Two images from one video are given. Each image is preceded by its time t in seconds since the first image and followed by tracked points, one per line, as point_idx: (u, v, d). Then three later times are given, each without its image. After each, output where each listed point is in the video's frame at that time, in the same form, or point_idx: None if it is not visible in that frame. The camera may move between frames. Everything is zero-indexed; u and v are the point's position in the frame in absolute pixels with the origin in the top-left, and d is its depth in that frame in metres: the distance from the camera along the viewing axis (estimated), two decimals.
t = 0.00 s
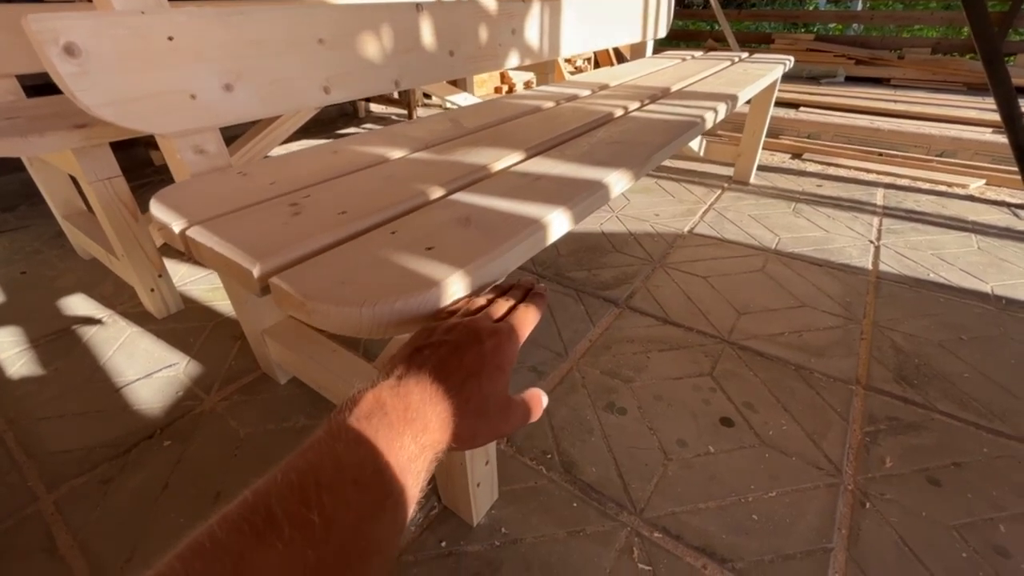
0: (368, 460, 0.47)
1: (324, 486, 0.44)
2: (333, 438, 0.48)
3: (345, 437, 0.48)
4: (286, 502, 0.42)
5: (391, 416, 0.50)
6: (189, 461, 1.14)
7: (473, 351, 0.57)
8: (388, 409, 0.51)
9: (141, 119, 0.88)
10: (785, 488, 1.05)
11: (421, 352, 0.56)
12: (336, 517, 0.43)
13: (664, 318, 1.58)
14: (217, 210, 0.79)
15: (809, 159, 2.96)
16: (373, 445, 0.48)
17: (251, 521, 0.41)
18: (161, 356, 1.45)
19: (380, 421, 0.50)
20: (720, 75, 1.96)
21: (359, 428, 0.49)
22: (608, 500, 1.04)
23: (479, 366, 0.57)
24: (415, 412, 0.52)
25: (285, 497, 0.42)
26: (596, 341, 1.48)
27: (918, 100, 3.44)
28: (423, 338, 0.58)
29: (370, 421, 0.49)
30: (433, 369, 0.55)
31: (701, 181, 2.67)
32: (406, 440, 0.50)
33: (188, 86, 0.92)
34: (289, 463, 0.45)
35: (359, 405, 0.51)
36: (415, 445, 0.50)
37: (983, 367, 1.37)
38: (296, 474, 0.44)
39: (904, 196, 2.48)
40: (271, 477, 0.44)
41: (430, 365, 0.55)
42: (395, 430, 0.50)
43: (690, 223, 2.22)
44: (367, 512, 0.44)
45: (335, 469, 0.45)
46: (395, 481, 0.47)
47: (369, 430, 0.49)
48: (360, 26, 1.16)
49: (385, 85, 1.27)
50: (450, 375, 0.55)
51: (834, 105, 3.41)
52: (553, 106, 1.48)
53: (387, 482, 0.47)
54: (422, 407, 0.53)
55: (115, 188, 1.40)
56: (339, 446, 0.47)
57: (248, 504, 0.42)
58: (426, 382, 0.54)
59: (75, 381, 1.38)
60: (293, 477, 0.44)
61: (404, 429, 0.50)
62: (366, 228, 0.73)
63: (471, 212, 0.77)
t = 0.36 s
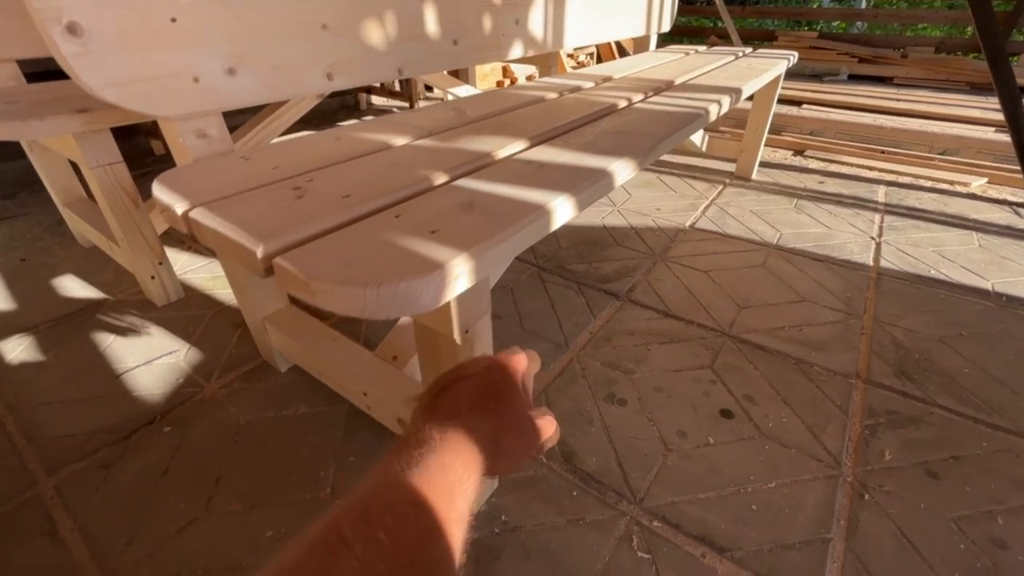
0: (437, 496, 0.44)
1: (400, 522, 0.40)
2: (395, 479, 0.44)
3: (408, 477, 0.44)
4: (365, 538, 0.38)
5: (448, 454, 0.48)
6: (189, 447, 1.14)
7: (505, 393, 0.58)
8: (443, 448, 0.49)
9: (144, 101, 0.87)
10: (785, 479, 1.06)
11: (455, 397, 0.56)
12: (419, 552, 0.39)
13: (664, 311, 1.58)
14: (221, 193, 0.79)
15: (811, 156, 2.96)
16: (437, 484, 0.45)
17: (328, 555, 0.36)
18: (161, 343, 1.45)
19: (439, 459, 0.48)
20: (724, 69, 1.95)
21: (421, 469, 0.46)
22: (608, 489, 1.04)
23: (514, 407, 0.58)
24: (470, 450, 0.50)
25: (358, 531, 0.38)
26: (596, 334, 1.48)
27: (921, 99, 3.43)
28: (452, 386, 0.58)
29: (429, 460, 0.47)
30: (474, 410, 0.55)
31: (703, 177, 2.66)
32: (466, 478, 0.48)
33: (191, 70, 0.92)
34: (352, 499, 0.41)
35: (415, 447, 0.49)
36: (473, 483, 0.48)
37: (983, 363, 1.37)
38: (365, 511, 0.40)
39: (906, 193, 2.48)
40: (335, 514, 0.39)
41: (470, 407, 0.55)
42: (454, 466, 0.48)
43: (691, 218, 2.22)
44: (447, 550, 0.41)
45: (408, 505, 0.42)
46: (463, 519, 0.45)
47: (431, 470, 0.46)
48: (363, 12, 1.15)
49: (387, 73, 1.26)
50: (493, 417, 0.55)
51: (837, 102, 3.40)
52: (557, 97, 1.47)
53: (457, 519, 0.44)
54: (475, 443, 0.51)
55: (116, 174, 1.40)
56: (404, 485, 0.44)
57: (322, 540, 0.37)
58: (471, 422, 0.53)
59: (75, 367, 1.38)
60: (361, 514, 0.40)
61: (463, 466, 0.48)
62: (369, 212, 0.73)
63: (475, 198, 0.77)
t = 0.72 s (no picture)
0: (422, 473, 0.49)
1: (393, 502, 0.44)
2: (382, 469, 0.47)
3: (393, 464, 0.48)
4: (367, 521, 0.41)
5: (422, 433, 0.54)
6: (191, 440, 1.14)
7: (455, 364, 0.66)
8: (417, 430, 0.54)
9: (149, 93, 0.87)
10: (786, 476, 1.06)
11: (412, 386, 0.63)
12: (416, 523, 0.44)
13: (666, 309, 1.58)
14: (224, 186, 0.79)
15: (812, 155, 2.96)
16: (419, 462, 0.50)
17: (340, 543, 0.39)
18: (162, 337, 1.45)
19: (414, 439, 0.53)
20: (728, 67, 1.95)
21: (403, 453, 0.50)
22: (609, 485, 1.04)
23: (460, 373, 0.65)
24: (437, 432, 0.55)
25: (356, 524, 0.41)
26: (598, 331, 1.48)
27: (923, 99, 3.43)
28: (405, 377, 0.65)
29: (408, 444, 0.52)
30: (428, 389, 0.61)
31: (705, 175, 2.66)
32: (441, 445, 0.54)
33: (196, 63, 0.92)
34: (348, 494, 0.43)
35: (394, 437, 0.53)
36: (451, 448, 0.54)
37: (983, 363, 1.38)
38: (360, 501, 0.43)
39: (908, 194, 2.48)
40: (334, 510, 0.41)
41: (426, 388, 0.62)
42: (429, 440, 0.53)
43: (693, 217, 2.21)
44: (440, 511, 0.46)
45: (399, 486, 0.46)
46: (449, 484, 0.50)
47: (411, 452, 0.51)
48: (368, 7, 1.15)
49: (391, 67, 1.25)
50: (448, 387, 0.62)
51: (839, 102, 3.40)
52: (560, 94, 1.47)
53: (444, 485, 0.50)
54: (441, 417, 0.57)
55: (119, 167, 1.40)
56: (392, 472, 0.47)
57: (330, 532, 0.39)
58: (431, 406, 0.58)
59: (76, 360, 1.38)
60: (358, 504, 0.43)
61: (436, 437, 0.54)
62: (374, 206, 0.73)
63: (479, 192, 0.77)
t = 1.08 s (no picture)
0: (436, 477, 0.50)
1: (407, 510, 0.46)
2: (397, 475, 0.50)
3: (408, 470, 0.50)
4: (383, 529, 0.44)
5: (437, 434, 0.55)
6: (187, 440, 1.14)
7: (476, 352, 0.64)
8: (433, 431, 0.55)
9: (144, 92, 0.87)
10: (784, 479, 1.06)
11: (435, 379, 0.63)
12: (430, 530, 0.46)
13: (665, 310, 1.57)
14: (220, 185, 0.78)
15: (812, 156, 2.96)
16: (433, 467, 0.51)
17: (356, 553, 0.41)
18: (159, 336, 1.45)
19: (430, 439, 0.54)
20: (728, 67, 1.94)
21: (418, 456, 0.52)
22: (606, 487, 1.04)
23: (483, 363, 0.63)
24: (454, 433, 0.55)
25: (374, 535, 0.43)
26: (596, 332, 1.47)
27: (924, 100, 3.42)
28: (428, 373, 0.65)
29: (425, 445, 0.53)
30: (446, 384, 0.61)
31: (705, 176, 2.66)
32: (455, 445, 0.54)
33: (192, 61, 0.91)
34: (365, 503, 0.46)
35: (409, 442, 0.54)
36: (467, 448, 0.55)
37: (983, 366, 1.37)
38: (376, 508, 0.46)
39: (908, 195, 2.47)
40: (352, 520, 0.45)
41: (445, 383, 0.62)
42: (443, 441, 0.54)
43: (693, 217, 2.21)
44: (455, 517, 0.48)
45: (412, 491, 0.48)
46: (463, 486, 0.51)
47: (426, 456, 0.52)
48: (366, 5, 1.14)
49: (389, 66, 1.25)
50: (467, 378, 0.61)
51: (839, 103, 3.39)
52: (559, 94, 1.46)
53: (459, 488, 0.51)
54: (458, 414, 0.57)
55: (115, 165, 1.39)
56: (406, 478, 0.49)
57: (346, 541, 0.42)
58: (449, 404, 0.58)
59: (72, 359, 1.37)
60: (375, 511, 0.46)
61: (451, 438, 0.55)
62: (370, 206, 0.72)
63: (476, 193, 0.76)
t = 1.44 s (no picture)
0: (432, 476, 0.51)
1: (404, 508, 0.47)
2: (394, 474, 0.51)
3: (404, 468, 0.51)
4: (380, 527, 0.45)
5: (433, 434, 0.56)
6: (190, 440, 1.15)
7: (472, 352, 0.65)
8: (429, 431, 0.56)
9: (148, 96, 0.88)
10: (781, 478, 1.07)
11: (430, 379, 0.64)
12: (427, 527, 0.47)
13: (663, 311, 1.58)
14: (223, 189, 0.79)
15: (811, 157, 2.97)
16: (430, 467, 0.52)
17: (355, 551, 0.42)
18: (161, 337, 1.46)
19: (426, 438, 0.55)
20: (726, 69, 1.95)
21: (414, 455, 0.53)
22: (605, 487, 1.05)
23: (478, 365, 0.64)
24: (449, 434, 0.56)
25: (372, 535, 0.44)
26: (595, 332, 1.49)
27: (923, 101, 3.43)
28: (423, 372, 0.66)
29: (421, 444, 0.54)
30: (442, 384, 0.62)
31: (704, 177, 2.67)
32: (451, 445, 0.55)
33: (195, 65, 0.92)
34: (362, 502, 0.47)
35: (405, 440, 0.55)
36: (462, 448, 0.56)
37: (978, 366, 1.38)
38: (372, 506, 0.47)
39: (906, 196, 2.48)
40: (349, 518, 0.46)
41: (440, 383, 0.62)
42: (439, 441, 0.55)
43: (692, 219, 2.22)
44: (451, 516, 0.49)
45: (409, 490, 0.49)
46: (458, 485, 0.53)
47: (422, 455, 0.53)
48: (367, 9, 1.15)
49: (390, 70, 1.26)
50: (463, 377, 0.62)
51: (838, 104, 3.40)
52: (559, 96, 1.47)
53: (454, 487, 0.52)
54: (454, 414, 0.59)
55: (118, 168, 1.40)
56: (403, 477, 0.50)
57: (344, 540, 0.43)
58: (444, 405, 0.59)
59: (75, 359, 1.38)
60: (372, 509, 0.47)
61: (447, 437, 0.56)
62: (371, 209, 0.73)
63: (476, 196, 0.77)
